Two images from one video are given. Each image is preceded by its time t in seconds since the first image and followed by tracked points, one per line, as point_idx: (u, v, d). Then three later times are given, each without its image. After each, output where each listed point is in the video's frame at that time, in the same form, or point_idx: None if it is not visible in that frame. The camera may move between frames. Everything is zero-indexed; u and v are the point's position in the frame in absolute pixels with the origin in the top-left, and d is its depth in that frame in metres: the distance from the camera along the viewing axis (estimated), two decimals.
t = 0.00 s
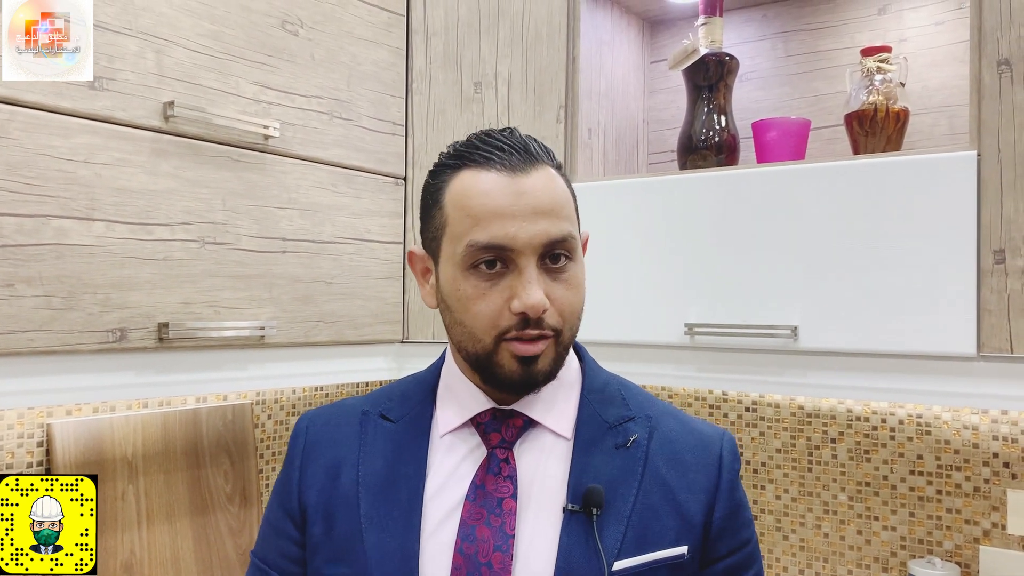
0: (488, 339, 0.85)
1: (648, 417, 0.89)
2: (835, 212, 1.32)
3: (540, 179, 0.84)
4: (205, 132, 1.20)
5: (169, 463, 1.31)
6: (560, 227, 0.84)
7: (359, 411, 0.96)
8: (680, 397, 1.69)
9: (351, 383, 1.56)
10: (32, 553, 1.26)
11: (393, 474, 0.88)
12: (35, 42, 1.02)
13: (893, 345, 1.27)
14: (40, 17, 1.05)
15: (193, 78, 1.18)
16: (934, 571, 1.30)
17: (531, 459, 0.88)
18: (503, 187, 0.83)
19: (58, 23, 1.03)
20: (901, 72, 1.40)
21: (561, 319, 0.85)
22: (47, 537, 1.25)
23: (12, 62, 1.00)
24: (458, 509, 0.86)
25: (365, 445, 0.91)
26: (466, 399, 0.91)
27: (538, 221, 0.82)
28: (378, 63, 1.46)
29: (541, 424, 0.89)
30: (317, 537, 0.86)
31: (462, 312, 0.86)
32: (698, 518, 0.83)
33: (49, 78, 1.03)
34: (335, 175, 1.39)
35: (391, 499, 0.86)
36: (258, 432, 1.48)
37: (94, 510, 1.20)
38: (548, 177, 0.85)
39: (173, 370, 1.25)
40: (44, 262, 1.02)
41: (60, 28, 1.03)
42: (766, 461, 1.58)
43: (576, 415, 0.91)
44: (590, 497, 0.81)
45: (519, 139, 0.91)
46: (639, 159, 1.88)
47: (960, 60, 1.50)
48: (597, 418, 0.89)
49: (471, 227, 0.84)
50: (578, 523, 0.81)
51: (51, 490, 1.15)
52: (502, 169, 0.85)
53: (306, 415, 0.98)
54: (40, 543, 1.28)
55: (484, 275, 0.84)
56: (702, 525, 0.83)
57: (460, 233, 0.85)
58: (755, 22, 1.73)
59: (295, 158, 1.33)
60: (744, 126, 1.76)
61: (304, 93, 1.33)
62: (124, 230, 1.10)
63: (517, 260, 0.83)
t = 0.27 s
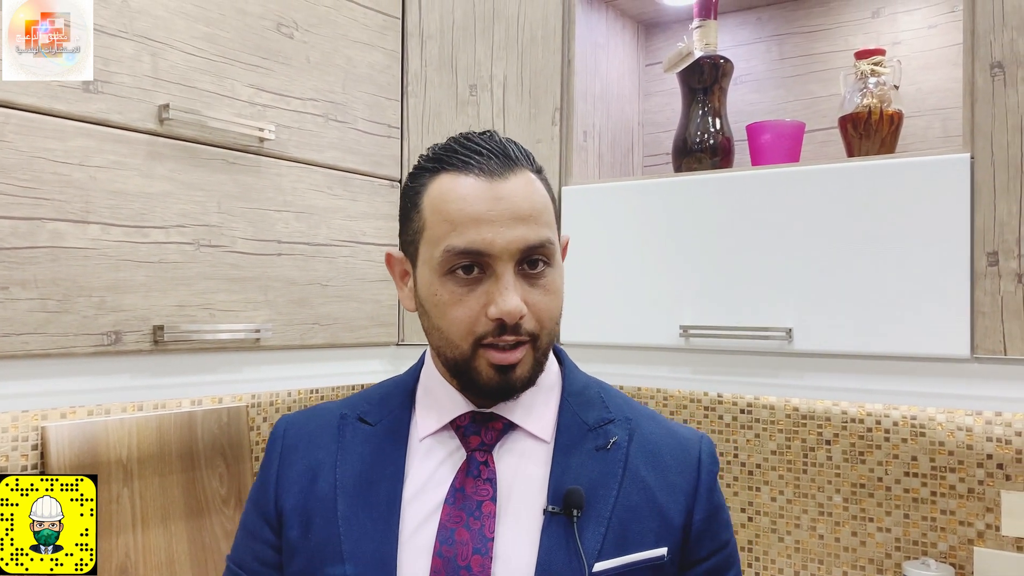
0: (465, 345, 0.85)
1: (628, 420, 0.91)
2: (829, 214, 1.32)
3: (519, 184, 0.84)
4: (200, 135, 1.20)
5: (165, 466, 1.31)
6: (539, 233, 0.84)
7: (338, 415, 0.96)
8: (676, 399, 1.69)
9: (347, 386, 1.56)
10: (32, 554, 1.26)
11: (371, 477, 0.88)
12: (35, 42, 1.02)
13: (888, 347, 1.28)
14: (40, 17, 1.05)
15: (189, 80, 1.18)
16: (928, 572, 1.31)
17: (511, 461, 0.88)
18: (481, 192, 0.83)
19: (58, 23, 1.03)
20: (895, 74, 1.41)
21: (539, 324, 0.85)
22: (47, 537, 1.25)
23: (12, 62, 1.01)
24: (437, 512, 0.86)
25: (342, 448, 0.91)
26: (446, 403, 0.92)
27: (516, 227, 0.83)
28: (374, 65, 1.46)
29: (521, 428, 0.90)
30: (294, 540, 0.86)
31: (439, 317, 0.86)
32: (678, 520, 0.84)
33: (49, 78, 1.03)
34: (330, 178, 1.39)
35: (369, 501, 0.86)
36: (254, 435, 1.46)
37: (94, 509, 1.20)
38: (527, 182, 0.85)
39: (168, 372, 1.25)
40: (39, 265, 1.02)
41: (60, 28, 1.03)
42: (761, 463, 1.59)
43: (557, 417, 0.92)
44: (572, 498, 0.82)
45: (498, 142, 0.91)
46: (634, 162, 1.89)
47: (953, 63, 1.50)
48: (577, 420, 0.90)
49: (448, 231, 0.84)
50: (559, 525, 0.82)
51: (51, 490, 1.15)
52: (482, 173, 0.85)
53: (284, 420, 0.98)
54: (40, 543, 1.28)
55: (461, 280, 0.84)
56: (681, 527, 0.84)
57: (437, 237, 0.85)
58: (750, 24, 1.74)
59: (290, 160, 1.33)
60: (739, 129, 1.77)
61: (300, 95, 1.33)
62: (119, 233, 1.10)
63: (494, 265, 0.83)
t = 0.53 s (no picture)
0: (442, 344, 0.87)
1: (603, 420, 0.96)
2: (824, 214, 1.32)
3: (501, 187, 0.87)
4: (195, 135, 1.20)
5: (160, 467, 1.31)
6: (518, 236, 0.87)
7: (310, 417, 0.98)
8: (672, 399, 1.69)
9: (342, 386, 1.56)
10: (32, 553, 1.26)
11: (344, 479, 0.91)
12: (35, 42, 1.02)
13: (884, 347, 1.28)
14: (40, 17, 1.05)
15: (184, 81, 1.18)
16: (924, 572, 1.31)
17: (488, 461, 0.93)
18: (463, 193, 0.85)
19: (58, 23, 1.03)
20: (890, 75, 1.41)
21: (515, 326, 0.88)
22: (47, 537, 1.25)
23: (12, 62, 1.01)
24: (414, 510, 0.90)
25: (315, 450, 0.93)
26: (423, 405, 0.95)
27: (496, 229, 0.85)
28: (369, 65, 1.46)
29: (497, 428, 0.94)
30: (267, 543, 0.88)
31: (417, 316, 0.87)
32: (653, 519, 0.89)
33: (50, 78, 1.04)
34: (326, 179, 1.39)
35: (343, 503, 0.89)
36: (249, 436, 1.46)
37: (94, 509, 1.21)
38: (508, 186, 0.88)
39: (163, 373, 1.25)
40: (34, 266, 1.02)
41: (60, 28, 1.03)
42: (756, 463, 1.59)
43: (532, 418, 0.97)
44: (551, 497, 0.86)
45: (481, 145, 0.93)
46: (629, 162, 1.89)
47: (947, 64, 1.51)
48: (554, 420, 0.95)
49: (429, 231, 0.86)
50: (538, 522, 0.87)
51: (51, 490, 1.16)
52: (464, 174, 0.87)
53: (253, 422, 0.99)
54: (40, 543, 1.27)
55: (440, 280, 0.86)
56: (656, 525, 0.89)
57: (418, 236, 0.87)
58: (745, 25, 1.74)
59: (286, 161, 1.33)
60: (734, 129, 1.77)
61: (295, 96, 1.33)
62: (114, 233, 1.10)
63: (473, 266, 0.86)
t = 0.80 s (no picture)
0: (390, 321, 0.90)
1: (588, 414, 0.98)
2: (820, 214, 1.33)
3: (463, 175, 0.90)
4: (191, 135, 1.20)
5: (157, 467, 1.31)
6: (471, 223, 0.88)
7: (292, 411, 0.98)
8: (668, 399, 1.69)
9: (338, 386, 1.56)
10: (32, 553, 1.25)
11: (327, 473, 0.91)
12: (35, 42, 1.02)
13: (882, 346, 1.28)
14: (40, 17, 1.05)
15: (179, 81, 1.18)
16: (921, 571, 1.31)
17: (472, 453, 0.93)
18: (424, 175, 0.89)
19: (58, 23, 1.03)
20: (885, 74, 1.41)
21: (460, 314, 0.88)
22: (46, 537, 1.24)
23: (12, 61, 1.01)
24: (398, 505, 0.90)
25: (298, 444, 0.93)
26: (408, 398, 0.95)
27: (446, 212, 0.88)
28: (365, 65, 1.45)
29: (481, 421, 0.95)
30: (250, 538, 0.88)
31: (372, 291, 0.91)
32: (640, 511, 0.91)
33: (50, 78, 1.04)
34: (322, 179, 1.39)
35: (327, 497, 0.89)
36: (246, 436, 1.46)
37: (93, 509, 1.21)
38: (474, 176, 0.90)
39: (158, 373, 1.25)
40: (30, 266, 1.02)
41: (60, 28, 1.03)
42: (753, 462, 1.59)
43: (517, 412, 0.98)
44: (540, 490, 0.87)
45: (468, 142, 0.97)
46: (625, 162, 1.89)
47: (943, 63, 1.51)
48: (540, 414, 0.96)
49: (389, 208, 0.91)
50: (526, 515, 0.87)
51: (51, 490, 1.16)
52: (432, 160, 0.91)
53: (234, 417, 0.99)
54: (40, 543, 1.27)
55: (393, 256, 0.90)
56: (643, 517, 0.91)
57: (382, 214, 0.92)
58: (742, 25, 1.74)
59: (282, 161, 1.33)
60: (731, 129, 1.77)
61: (291, 96, 1.33)
62: (110, 234, 1.10)
63: (421, 246, 0.88)
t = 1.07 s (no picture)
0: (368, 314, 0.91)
1: (589, 412, 0.98)
2: (817, 212, 1.33)
3: (439, 169, 0.91)
4: (188, 135, 1.20)
5: (155, 467, 1.31)
6: (443, 214, 0.89)
7: (295, 410, 0.98)
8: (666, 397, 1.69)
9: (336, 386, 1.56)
10: (32, 553, 1.25)
11: (328, 472, 0.91)
12: (35, 42, 1.02)
13: (879, 345, 1.28)
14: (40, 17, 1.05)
15: (177, 81, 1.18)
16: (918, 568, 1.31)
17: (469, 452, 0.93)
18: (402, 170, 0.91)
19: (58, 23, 1.04)
20: (881, 73, 1.42)
21: (432, 306, 0.88)
22: (47, 537, 1.24)
23: (12, 61, 1.01)
24: (395, 504, 0.90)
25: (300, 443, 0.94)
26: (408, 397, 0.95)
27: (419, 204, 0.89)
28: (362, 64, 1.45)
29: (480, 420, 0.95)
30: (252, 536, 0.88)
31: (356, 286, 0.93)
32: (640, 510, 0.91)
33: (50, 78, 1.04)
34: (320, 178, 1.39)
35: (327, 496, 0.89)
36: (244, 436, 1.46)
37: (93, 509, 1.21)
38: (450, 169, 0.91)
39: (156, 373, 1.25)
40: (28, 266, 1.02)
41: (60, 28, 1.04)
42: (751, 460, 1.59)
43: (517, 410, 0.98)
44: (537, 489, 0.87)
45: (455, 138, 0.98)
46: (622, 161, 1.89)
47: (939, 62, 1.52)
48: (540, 413, 0.97)
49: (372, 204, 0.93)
50: (523, 515, 0.87)
51: (52, 490, 1.16)
52: (413, 156, 0.93)
53: (240, 416, 1.00)
54: (40, 543, 1.27)
55: (373, 250, 0.92)
56: (644, 515, 0.92)
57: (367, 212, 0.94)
58: (738, 23, 1.75)
59: (279, 160, 1.33)
60: (728, 128, 1.78)
61: (288, 95, 1.33)
62: (108, 233, 1.10)
63: (396, 239, 0.89)
